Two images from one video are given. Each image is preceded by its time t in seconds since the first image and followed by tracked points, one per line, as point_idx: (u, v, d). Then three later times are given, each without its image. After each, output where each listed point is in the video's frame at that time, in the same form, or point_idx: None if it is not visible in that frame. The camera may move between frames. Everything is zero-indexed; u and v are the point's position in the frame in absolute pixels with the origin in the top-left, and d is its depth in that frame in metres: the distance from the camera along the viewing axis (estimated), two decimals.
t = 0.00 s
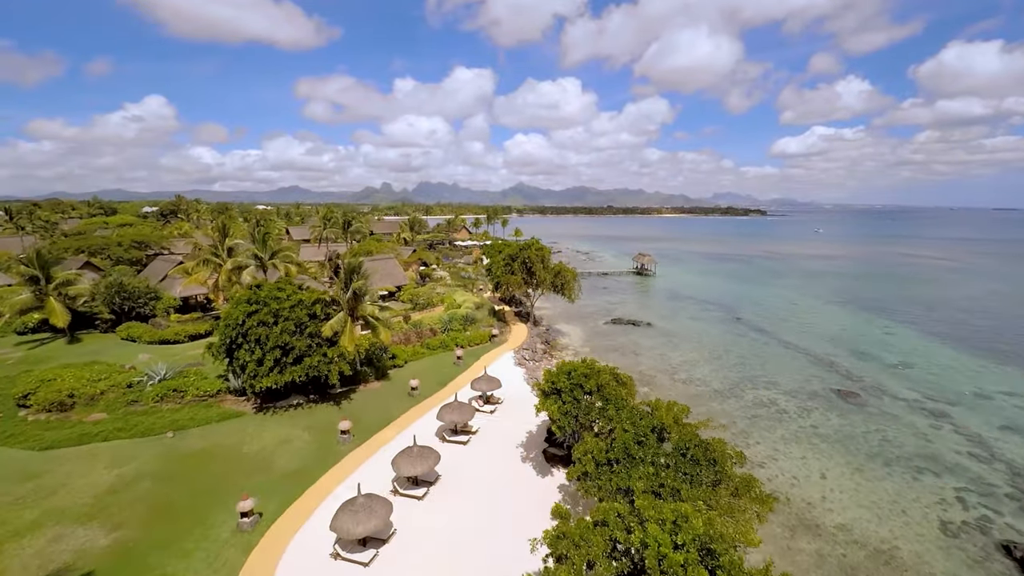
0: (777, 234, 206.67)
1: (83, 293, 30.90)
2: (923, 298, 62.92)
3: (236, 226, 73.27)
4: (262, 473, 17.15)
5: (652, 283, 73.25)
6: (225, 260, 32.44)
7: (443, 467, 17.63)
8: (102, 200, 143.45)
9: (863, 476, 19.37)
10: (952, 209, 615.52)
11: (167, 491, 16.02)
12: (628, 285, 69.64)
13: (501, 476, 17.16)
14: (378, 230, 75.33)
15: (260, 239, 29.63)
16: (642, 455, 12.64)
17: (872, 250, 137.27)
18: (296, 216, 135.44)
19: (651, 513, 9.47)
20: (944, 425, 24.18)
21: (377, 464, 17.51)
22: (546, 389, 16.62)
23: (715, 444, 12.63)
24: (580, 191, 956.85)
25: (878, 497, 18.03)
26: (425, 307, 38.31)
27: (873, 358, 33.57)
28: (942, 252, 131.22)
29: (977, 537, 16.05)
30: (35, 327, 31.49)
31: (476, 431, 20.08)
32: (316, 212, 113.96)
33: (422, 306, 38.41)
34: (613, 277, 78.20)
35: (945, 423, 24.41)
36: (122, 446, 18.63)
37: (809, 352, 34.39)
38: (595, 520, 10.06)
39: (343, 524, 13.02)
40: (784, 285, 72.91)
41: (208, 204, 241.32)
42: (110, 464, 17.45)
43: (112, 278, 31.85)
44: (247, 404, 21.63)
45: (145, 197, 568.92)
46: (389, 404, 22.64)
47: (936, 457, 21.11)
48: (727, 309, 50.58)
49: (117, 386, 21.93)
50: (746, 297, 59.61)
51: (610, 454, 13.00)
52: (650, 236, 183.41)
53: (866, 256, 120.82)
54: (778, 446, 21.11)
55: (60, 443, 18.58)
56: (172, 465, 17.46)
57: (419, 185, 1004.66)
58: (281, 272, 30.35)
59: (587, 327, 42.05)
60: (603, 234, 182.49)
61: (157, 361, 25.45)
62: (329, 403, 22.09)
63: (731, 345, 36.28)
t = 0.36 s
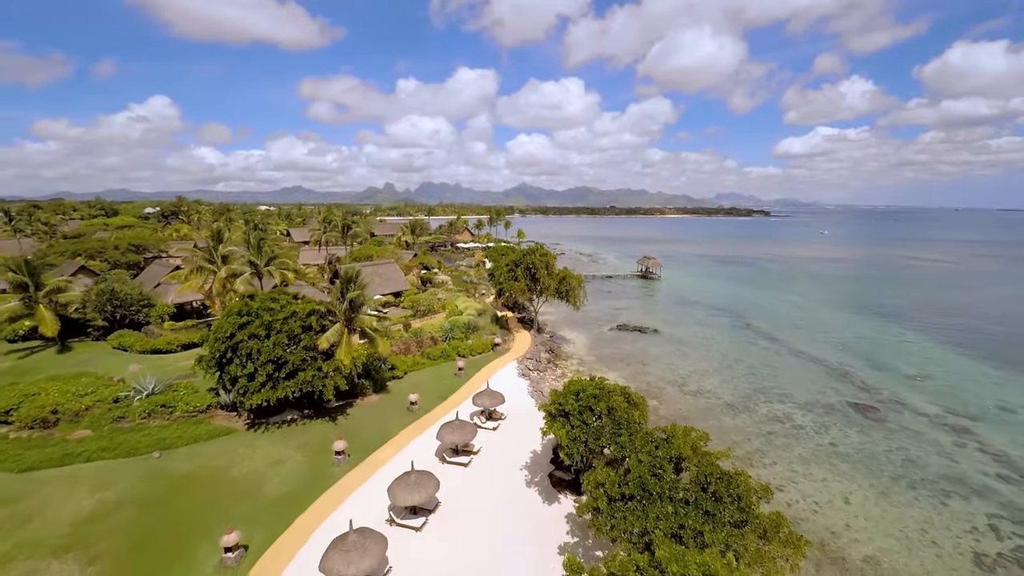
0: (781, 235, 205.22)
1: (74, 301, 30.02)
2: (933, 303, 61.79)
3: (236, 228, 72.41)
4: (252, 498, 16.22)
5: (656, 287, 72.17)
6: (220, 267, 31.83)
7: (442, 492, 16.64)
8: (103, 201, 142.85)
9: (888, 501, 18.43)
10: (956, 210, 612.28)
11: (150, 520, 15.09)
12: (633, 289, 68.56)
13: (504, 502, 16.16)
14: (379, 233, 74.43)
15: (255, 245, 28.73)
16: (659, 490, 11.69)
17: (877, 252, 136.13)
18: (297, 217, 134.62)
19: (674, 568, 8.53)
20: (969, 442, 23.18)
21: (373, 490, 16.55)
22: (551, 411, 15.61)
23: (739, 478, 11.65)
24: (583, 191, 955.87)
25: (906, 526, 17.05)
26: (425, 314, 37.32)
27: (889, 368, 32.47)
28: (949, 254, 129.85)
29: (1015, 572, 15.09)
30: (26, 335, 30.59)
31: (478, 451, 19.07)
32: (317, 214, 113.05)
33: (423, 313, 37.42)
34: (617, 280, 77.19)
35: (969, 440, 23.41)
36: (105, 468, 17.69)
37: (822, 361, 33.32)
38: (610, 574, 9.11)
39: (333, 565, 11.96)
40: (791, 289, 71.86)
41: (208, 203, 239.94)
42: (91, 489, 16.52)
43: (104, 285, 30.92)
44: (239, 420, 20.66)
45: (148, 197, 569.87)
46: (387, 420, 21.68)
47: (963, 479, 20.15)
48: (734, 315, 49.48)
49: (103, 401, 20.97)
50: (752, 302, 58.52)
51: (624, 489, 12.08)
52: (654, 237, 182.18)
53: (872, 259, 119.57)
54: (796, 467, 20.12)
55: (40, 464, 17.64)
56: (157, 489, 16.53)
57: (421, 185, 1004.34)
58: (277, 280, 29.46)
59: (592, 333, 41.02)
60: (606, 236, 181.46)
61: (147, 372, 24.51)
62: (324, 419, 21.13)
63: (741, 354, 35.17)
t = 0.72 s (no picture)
0: (782, 237, 203.86)
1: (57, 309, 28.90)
2: (940, 308, 60.80)
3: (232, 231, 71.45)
4: (233, 529, 15.09)
5: (658, 290, 71.13)
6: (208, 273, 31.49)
7: (439, 521, 15.48)
8: (101, 202, 142.02)
9: (913, 528, 17.28)
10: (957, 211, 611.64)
11: (122, 554, 13.95)
12: (634, 293, 67.52)
13: (505, 532, 15.00)
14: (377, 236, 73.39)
15: (245, 252, 27.77)
16: (677, 534, 10.59)
17: (879, 254, 135.31)
18: (295, 219, 133.63)
19: None
20: (993, 460, 22.06)
21: (364, 520, 15.40)
22: (556, 437, 14.46)
23: (766, 520, 10.50)
24: (582, 192, 955.67)
25: (935, 557, 15.93)
26: (423, 322, 36.27)
27: (903, 379, 31.35)
28: (952, 256, 128.92)
29: None
30: (7, 345, 29.46)
31: (478, 474, 17.90)
32: (316, 215, 112.06)
33: (420, 321, 36.34)
34: (618, 284, 76.19)
35: (992, 458, 22.29)
36: (77, 494, 16.54)
37: (834, 371, 32.20)
38: None
39: None
40: (794, 293, 70.87)
41: (206, 204, 239.02)
42: (62, 517, 15.36)
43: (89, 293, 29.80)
44: (223, 439, 19.55)
45: (147, 197, 568.94)
46: (381, 438, 20.53)
47: (989, 502, 19.02)
48: (739, 320, 48.42)
49: (79, 420, 19.80)
50: (757, 307, 57.46)
51: (638, 531, 10.98)
52: (654, 238, 181.36)
53: (874, 261, 118.59)
54: (814, 490, 18.98)
55: (8, 489, 16.45)
56: (132, 518, 15.40)
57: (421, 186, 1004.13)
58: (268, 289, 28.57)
59: (594, 340, 39.95)
60: (606, 237, 180.66)
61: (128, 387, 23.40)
62: (314, 437, 20.00)
63: (749, 363, 34.05)
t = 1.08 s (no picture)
0: (784, 238, 202.40)
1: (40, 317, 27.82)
2: (949, 312, 59.62)
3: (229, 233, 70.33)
4: (213, 563, 13.86)
5: (661, 294, 70.04)
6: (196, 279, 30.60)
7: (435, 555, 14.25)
8: (100, 202, 141.13)
9: (945, 560, 16.10)
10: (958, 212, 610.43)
11: None
12: (638, 296, 66.31)
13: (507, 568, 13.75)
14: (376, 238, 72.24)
15: (235, 260, 26.82)
16: None
17: (883, 256, 134.28)
18: (294, 220, 132.55)
19: None
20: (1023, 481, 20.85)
21: (355, 556, 14.21)
22: (564, 467, 13.25)
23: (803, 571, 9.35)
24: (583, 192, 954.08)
25: None
26: (422, 331, 35.13)
27: (921, 390, 30.12)
28: (955, 258, 127.96)
29: None
30: None
31: (477, 501, 16.67)
32: (314, 216, 111.01)
33: (419, 329, 35.14)
34: (620, 287, 75.05)
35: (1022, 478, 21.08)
36: (47, 523, 15.31)
37: (848, 382, 31.00)
38: None
39: None
40: (799, 297, 69.79)
41: (205, 204, 238.19)
42: (28, 550, 14.16)
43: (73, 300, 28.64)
44: (207, 461, 18.37)
45: (147, 198, 568.42)
46: (375, 459, 19.35)
47: None
48: (747, 326, 47.25)
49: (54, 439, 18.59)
50: (763, 311, 56.30)
51: None
52: (655, 239, 180.43)
53: (878, 263, 117.44)
54: (837, 516, 17.81)
55: None
56: (104, 550, 14.20)
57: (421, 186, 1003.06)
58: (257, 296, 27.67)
59: (598, 348, 38.75)
60: (608, 239, 179.77)
61: (110, 403, 22.21)
62: (304, 458, 18.81)
63: (759, 372, 32.84)
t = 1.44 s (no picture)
0: (788, 239, 201.18)
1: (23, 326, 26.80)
2: (960, 317, 58.46)
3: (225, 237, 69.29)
4: None
5: (666, 297, 68.90)
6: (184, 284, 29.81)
7: None
8: (100, 202, 140.46)
9: None
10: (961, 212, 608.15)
11: None
12: (641, 300, 65.13)
13: None
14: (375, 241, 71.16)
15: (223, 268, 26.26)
16: None
17: (888, 257, 132.99)
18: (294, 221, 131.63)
19: None
20: None
21: None
22: (573, 504, 12.07)
23: None
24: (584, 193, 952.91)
25: None
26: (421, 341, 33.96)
27: (941, 403, 28.83)
28: (961, 260, 126.64)
29: None
30: None
31: (478, 531, 15.50)
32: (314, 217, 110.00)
33: (417, 337, 34.21)
34: (623, 290, 73.90)
35: None
36: (10, 554, 13.93)
37: (865, 393, 29.79)
38: None
39: None
40: (806, 300, 68.63)
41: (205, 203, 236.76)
42: None
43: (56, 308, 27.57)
44: (190, 484, 17.15)
45: (149, 198, 568.45)
46: (369, 482, 18.19)
47: None
48: (755, 332, 46.06)
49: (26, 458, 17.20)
50: (770, 316, 55.14)
51: None
52: (658, 240, 179.29)
53: (884, 265, 116.23)
54: (865, 547, 16.57)
55: None
56: None
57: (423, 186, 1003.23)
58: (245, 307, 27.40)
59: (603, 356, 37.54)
60: (611, 240, 178.78)
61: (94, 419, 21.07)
62: (293, 481, 17.65)
63: (771, 383, 31.59)
